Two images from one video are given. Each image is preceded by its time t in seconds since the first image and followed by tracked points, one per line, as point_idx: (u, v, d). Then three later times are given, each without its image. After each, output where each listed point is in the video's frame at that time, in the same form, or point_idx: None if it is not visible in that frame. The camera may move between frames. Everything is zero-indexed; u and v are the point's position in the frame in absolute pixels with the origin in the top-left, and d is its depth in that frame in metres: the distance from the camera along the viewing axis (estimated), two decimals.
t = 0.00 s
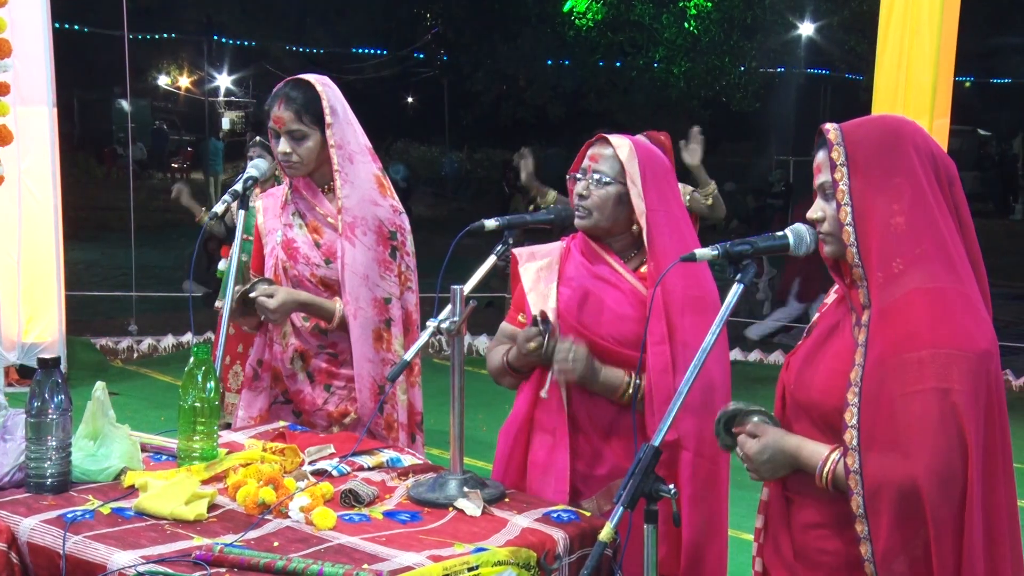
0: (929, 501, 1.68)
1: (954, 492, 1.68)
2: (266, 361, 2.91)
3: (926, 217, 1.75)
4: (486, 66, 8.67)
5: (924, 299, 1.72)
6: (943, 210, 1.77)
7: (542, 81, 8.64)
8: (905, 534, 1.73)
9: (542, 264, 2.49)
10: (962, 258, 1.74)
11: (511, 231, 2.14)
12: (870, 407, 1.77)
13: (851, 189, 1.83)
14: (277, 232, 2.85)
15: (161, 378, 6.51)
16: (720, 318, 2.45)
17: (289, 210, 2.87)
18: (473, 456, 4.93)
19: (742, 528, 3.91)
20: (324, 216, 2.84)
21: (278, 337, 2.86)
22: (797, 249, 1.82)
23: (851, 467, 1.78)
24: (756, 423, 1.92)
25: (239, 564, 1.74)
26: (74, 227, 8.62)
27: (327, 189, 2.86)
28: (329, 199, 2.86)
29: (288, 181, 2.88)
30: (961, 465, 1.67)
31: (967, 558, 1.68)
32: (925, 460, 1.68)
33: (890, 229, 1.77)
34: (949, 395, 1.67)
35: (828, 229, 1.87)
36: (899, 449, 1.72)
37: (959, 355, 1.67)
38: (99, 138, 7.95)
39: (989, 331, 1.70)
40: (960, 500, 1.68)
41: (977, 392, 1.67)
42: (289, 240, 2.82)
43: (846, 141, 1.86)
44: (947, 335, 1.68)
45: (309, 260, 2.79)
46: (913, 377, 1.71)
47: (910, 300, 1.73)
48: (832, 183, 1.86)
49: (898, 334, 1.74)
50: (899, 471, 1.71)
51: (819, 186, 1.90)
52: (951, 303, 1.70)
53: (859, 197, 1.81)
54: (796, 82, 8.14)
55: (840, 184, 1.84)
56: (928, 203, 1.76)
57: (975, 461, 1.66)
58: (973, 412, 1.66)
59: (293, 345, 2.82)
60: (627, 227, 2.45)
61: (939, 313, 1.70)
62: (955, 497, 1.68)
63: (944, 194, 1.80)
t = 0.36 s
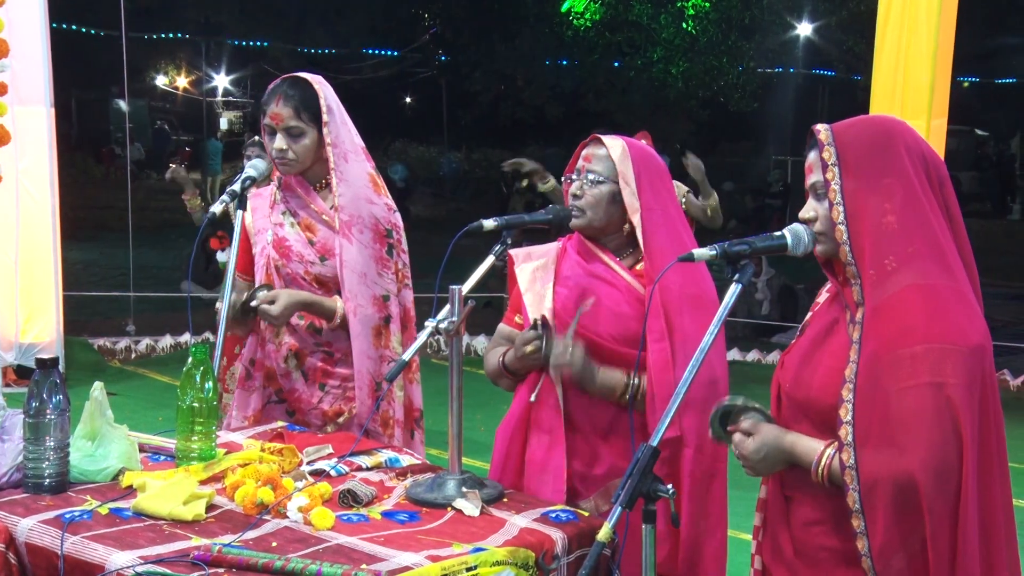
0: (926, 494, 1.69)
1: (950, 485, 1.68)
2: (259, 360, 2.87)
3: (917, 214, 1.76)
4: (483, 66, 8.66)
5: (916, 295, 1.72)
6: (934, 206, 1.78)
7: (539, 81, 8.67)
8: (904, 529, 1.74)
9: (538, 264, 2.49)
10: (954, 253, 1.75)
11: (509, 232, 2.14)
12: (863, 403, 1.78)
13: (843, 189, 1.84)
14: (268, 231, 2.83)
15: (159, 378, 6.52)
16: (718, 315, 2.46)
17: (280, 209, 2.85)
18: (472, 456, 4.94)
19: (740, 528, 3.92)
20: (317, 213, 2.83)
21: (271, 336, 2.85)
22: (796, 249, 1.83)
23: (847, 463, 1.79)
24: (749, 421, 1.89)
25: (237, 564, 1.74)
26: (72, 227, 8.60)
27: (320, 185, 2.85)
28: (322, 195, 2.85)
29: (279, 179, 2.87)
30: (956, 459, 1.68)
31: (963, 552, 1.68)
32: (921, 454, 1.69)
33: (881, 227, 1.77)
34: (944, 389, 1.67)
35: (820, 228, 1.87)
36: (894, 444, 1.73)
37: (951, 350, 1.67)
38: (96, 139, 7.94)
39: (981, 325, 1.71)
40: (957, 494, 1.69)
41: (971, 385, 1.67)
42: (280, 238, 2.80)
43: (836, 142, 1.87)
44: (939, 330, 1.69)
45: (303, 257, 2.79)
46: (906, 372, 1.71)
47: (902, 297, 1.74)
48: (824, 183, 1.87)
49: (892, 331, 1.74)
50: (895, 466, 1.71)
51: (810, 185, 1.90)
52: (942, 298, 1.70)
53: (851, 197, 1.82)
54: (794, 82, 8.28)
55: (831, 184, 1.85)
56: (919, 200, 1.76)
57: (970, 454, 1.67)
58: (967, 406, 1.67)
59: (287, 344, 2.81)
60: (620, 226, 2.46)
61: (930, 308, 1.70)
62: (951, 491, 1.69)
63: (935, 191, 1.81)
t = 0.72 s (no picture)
0: (934, 485, 1.71)
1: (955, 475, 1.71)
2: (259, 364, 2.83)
3: (912, 210, 1.78)
4: (484, 66, 8.68)
5: (915, 289, 1.74)
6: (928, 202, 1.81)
7: (540, 82, 8.72)
8: (912, 520, 1.76)
9: (536, 261, 2.50)
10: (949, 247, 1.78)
11: (509, 232, 2.13)
12: (867, 397, 1.79)
13: (848, 179, 1.83)
14: (258, 233, 2.80)
15: (158, 378, 6.52)
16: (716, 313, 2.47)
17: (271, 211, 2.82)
18: (472, 456, 4.93)
19: (739, 528, 3.92)
20: (313, 213, 2.83)
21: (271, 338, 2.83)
22: (795, 248, 1.83)
23: (854, 455, 1.77)
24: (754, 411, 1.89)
25: (237, 563, 1.74)
26: (71, 228, 8.59)
27: (312, 184, 2.85)
28: (315, 195, 2.86)
29: (263, 181, 2.84)
30: (957, 448, 1.71)
31: (967, 540, 1.70)
32: (928, 446, 1.71)
33: (878, 224, 1.79)
34: (946, 382, 1.70)
35: (816, 216, 1.87)
36: (898, 436, 1.74)
37: (950, 342, 1.70)
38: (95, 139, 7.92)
39: (976, 316, 1.74)
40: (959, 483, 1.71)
41: (970, 377, 1.70)
42: (273, 241, 2.78)
43: (847, 132, 1.86)
44: (938, 324, 1.72)
45: (299, 259, 2.78)
46: (909, 366, 1.73)
47: (901, 292, 1.76)
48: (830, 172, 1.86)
49: (890, 325, 1.76)
50: (901, 459, 1.73)
51: (811, 173, 1.91)
52: (940, 293, 1.73)
53: (855, 189, 1.81)
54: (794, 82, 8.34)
55: (837, 174, 1.84)
56: (916, 195, 1.78)
57: (970, 443, 1.69)
58: (967, 397, 1.70)
59: (290, 346, 2.81)
60: (615, 228, 2.45)
61: (930, 302, 1.73)
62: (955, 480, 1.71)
63: (930, 185, 1.81)
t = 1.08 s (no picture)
0: (934, 480, 1.72)
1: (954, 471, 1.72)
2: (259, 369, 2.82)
3: (911, 209, 1.79)
4: (485, 65, 8.67)
5: (916, 285, 1.76)
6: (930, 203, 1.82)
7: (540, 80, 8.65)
8: (913, 517, 1.76)
9: (539, 260, 2.51)
10: (949, 246, 1.80)
11: (508, 232, 2.13)
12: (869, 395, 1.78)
13: (856, 178, 1.82)
14: (252, 239, 2.78)
15: (158, 378, 6.52)
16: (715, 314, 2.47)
17: (262, 215, 2.81)
18: (471, 456, 4.93)
19: (737, 527, 3.93)
20: (309, 216, 2.83)
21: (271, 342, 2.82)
22: (795, 248, 1.82)
23: (856, 453, 1.77)
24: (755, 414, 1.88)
25: (236, 564, 1.74)
26: (70, 228, 8.58)
27: (307, 186, 2.86)
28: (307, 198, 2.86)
29: (256, 187, 2.81)
30: (955, 442, 1.72)
31: (965, 534, 1.71)
32: (929, 441, 1.72)
33: (882, 222, 1.79)
34: (947, 378, 1.71)
35: (820, 214, 1.87)
36: (900, 431, 1.74)
37: (950, 337, 1.72)
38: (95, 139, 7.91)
39: (973, 312, 1.76)
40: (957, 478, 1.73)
41: (969, 374, 1.72)
42: (268, 245, 2.77)
43: (857, 132, 1.83)
44: (939, 319, 1.73)
45: (298, 263, 2.78)
46: (911, 361, 1.74)
47: (902, 287, 1.77)
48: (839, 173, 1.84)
49: (890, 321, 1.77)
50: (903, 454, 1.73)
51: (817, 169, 1.89)
52: (941, 289, 1.75)
53: (862, 187, 1.81)
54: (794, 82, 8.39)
55: (846, 174, 1.82)
56: (917, 194, 1.80)
57: (970, 438, 1.71)
58: (965, 391, 1.72)
59: (290, 350, 2.80)
60: (606, 231, 2.44)
61: (931, 297, 1.74)
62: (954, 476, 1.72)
63: (932, 184, 1.83)
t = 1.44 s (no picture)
0: (926, 480, 1.72)
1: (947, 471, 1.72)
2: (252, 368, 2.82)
3: (911, 209, 1.80)
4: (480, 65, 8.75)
5: (914, 283, 1.76)
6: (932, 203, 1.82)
7: (535, 81, 8.76)
8: (903, 516, 1.76)
9: (537, 259, 2.49)
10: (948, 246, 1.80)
11: (502, 232, 2.12)
12: (865, 393, 1.78)
13: (860, 178, 1.83)
14: (244, 237, 2.79)
15: (152, 378, 6.52)
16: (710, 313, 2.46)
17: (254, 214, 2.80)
18: (465, 456, 4.93)
19: (731, 526, 3.93)
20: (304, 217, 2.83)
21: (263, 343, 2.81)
22: (789, 247, 1.82)
23: (850, 453, 1.78)
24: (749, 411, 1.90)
25: (230, 564, 1.73)
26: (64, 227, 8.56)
27: (301, 185, 2.86)
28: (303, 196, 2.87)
29: (248, 187, 2.80)
30: (948, 441, 1.72)
31: (956, 534, 1.71)
32: (923, 439, 1.72)
33: (885, 223, 1.79)
34: (942, 376, 1.71)
35: (820, 211, 1.88)
36: (894, 430, 1.75)
37: (947, 335, 1.72)
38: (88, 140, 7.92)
39: (970, 313, 1.77)
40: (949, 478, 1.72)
41: (965, 374, 1.72)
42: (259, 245, 2.77)
43: (863, 131, 1.85)
44: (936, 318, 1.73)
45: (288, 263, 2.78)
46: (908, 359, 1.74)
47: (900, 285, 1.77)
48: (843, 173, 1.85)
49: (886, 319, 1.77)
50: (896, 453, 1.74)
51: (822, 167, 1.89)
52: (940, 288, 1.75)
53: (864, 187, 1.82)
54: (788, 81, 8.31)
55: (851, 174, 1.83)
56: (917, 195, 1.80)
57: (963, 437, 1.70)
58: (957, 389, 1.71)
59: (281, 349, 2.79)
60: (609, 231, 2.43)
61: (929, 296, 1.74)
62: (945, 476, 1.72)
63: (934, 185, 1.84)
